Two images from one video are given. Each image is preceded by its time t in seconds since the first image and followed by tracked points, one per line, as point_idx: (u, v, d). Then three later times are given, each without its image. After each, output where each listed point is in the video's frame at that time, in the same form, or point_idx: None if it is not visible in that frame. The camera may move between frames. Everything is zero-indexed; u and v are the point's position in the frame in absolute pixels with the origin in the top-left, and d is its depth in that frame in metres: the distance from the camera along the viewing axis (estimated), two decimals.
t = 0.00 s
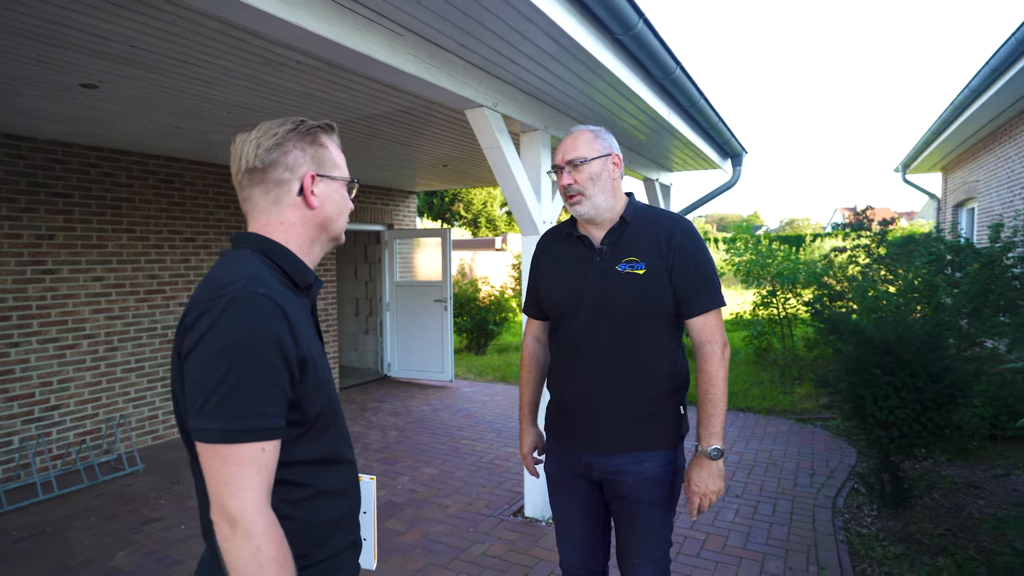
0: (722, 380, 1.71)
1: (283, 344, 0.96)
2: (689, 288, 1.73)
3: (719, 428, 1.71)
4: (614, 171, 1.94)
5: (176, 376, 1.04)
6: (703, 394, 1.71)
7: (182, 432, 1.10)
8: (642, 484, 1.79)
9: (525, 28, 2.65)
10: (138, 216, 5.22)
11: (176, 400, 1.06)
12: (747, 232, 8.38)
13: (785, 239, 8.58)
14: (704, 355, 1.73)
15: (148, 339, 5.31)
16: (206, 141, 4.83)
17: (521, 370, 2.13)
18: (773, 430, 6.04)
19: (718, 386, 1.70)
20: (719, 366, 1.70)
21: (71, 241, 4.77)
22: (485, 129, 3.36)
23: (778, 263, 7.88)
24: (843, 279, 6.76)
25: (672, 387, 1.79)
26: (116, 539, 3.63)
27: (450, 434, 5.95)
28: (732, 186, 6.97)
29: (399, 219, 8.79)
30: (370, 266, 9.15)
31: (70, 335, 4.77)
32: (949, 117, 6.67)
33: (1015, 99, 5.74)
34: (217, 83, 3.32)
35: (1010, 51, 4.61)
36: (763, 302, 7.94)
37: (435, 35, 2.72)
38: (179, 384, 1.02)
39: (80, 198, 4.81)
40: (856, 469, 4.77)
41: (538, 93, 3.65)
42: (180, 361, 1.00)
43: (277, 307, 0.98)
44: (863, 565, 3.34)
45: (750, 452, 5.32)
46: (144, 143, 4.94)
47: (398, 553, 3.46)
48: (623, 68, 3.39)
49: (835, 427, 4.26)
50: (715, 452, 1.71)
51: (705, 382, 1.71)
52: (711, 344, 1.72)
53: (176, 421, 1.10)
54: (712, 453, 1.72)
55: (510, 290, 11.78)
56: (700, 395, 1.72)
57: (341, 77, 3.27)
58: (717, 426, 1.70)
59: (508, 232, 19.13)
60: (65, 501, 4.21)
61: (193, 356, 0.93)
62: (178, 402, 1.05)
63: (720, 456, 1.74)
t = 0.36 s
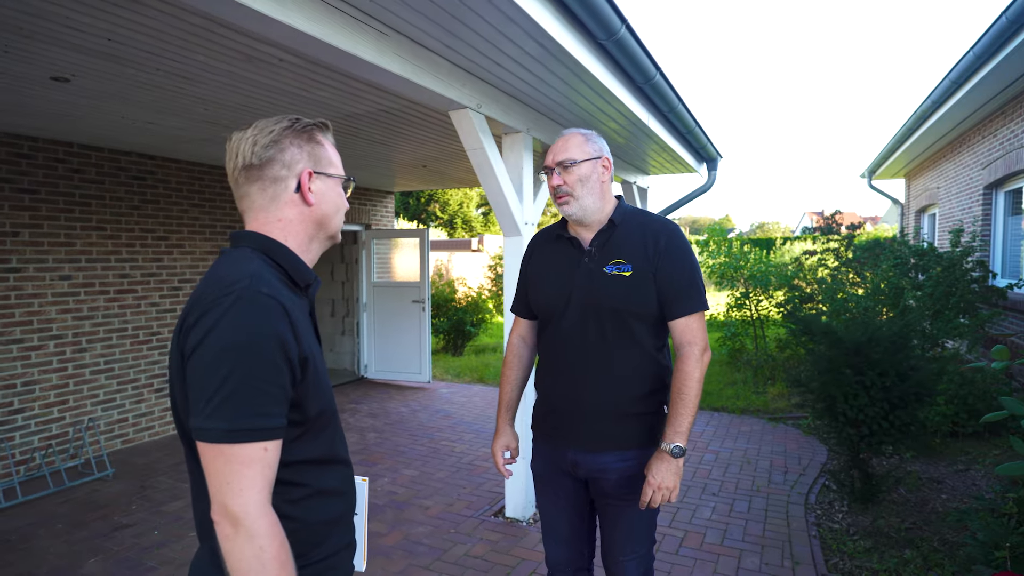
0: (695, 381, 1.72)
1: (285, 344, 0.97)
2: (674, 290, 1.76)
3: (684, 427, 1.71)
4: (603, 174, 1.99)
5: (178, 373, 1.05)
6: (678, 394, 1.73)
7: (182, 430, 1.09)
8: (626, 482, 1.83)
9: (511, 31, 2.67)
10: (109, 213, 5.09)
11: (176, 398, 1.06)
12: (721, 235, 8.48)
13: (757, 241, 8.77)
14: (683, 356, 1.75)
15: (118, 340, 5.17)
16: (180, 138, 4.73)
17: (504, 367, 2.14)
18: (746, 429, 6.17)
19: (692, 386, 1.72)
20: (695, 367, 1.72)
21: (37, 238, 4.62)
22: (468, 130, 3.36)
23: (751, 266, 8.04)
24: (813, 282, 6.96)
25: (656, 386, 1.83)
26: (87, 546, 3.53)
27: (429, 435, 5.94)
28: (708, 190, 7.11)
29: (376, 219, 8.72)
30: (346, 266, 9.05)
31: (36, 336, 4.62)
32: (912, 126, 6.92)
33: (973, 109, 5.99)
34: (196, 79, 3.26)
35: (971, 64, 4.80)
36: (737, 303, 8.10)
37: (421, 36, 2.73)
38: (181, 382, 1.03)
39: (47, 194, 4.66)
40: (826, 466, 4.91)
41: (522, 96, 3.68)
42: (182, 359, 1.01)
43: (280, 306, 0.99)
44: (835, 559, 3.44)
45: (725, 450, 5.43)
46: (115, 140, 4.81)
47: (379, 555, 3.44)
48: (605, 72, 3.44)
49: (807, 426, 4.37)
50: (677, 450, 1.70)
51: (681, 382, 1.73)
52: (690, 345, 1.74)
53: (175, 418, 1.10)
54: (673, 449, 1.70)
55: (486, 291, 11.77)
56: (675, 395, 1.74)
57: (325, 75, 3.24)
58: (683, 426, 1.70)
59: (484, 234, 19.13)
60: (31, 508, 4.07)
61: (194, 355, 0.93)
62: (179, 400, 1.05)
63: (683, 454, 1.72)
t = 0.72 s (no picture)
0: (707, 386, 1.73)
1: (300, 345, 0.97)
2: (677, 292, 1.77)
3: (702, 432, 1.72)
4: (607, 175, 2.00)
5: (192, 375, 1.05)
6: (690, 397, 1.74)
7: (196, 432, 1.10)
8: (628, 485, 1.83)
9: (511, 33, 2.68)
10: (104, 217, 5.06)
11: (191, 399, 1.07)
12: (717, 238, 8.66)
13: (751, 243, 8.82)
14: (690, 359, 1.76)
15: (113, 344, 5.14)
16: (176, 141, 4.71)
17: (512, 371, 2.15)
18: (743, 430, 6.19)
19: (702, 390, 1.72)
20: (704, 370, 1.73)
21: (31, 242, 4.58)
22: (467, 132, 3.37)
23: (746, 268, 8.09)
24: (807, 283, 7.00)
25: (661, 388, 1.84)
26: (84, 552, 3.50)
27: (426, 437, 5.92)
28: (703, 192, 7.14)
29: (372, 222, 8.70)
30: (342, 269, 9.03)
31: (30, 340, 4.58)
32: (903, 129, 6.99)
33: (964, 112, 6.05)
34: (194, 81, 3.25)
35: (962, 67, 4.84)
36: (732, 305, 8.14)
37: (422, 39, 2.74)
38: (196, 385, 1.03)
39: (41, 197, 4.63)
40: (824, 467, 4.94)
41: (520, 98, 3.69)
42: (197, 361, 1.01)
43: (295, 307, 0.99)
44: (834, 559, 3.46)
45: (723, 451, 5.45)
46: (110, 142, 4.78)
47: (380, 559, 3.43)
48: (603, 75, 3.45)
49: (804, 427, 4.40)
50: (697, 456, 1.71)
51: (690, 386, 1.74)
52: (696, 348, 1.75)
53: (189, 421, 1.11)
54: (694, 457, 1.71)
55: (481, 294, 11.77)
56: (687, 399, 1.75)
57: (324, 78, 3.24)
58: (700, 430, 1.72)
59: (479, 236, 19.12)
60: (26, 514, 4.03)
61: (211, 357, 0.94)
62: (194, 402, 1.06)
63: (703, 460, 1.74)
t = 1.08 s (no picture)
0: (708, 387, 1.71)
1: (311, 344, 0.98)
2: (681, 291, 1.75)
3: (700, 434, 1.69)
4: (613, 174, 1.99)
5: (201, 374, 1.05)
6: (689, 398, 1.72)
7: (204, 432, 1.11)
8: (631, 486, 1.82)
9: (514, 33, 2.68)
10: (104, 218, 5.05)
11: (199, 399, 1.07)
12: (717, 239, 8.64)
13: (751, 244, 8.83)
14: (692, 359, 1.73)
15: (114, 345, 5.13)
16: (177, 142, 4.71)
17: (521, 371, 2.15)
18: (745, 430, 6.19)
19: (702, 391, 1.70)
20: (706, 371, 1.70)
21: (32, 243, 4.58)
22: (470, 133, 3.36)
23: (746, 268, 8.09)
24: (808, 284, 7.00)
25: (665, 388, 1.83)
26: (86, 553, 3.49)
27: (428, 438, 5.92)
28: (704, 192, 7.14)
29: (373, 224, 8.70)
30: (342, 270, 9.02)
31: (31, 342, 4.57)
32: (903, 129, 7.00)
33: (964, 112, 6.06)
34: (197, 82, 3.25)
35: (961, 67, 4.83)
36: (733, 305, 8.13)
37: (425, 39, 2.74)
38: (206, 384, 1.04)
39: (42, 198, 4.62)
40: (826, 467, 4.93)
41: (522, 99, 3.69)
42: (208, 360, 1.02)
43: (305, 306, 1.00)
44: (838, 558, 3.46)
45: (726, 452, 5.44)
46: (111, 144, 4.78)
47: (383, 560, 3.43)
48: (605, 76, 3.45)
49: (806, 427, 4.39)
50: (694, 458, 1.69)
51: (692, 387, 1.72)
52: (699, 348, 1.73)
53: (198, 420, 1.11)
54: (690, 457, 1.69)
55: (482, 295, 11.76)
56: (687, 399, 1.73)
57: (326, 78, 3.23)
58: (699, 432, 1.69)
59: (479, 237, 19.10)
60: (28, 515, 4.02)
61: (222, 356, 0.95)
62: (203, 400, 1.06)
63: (700, 462, 1.72)
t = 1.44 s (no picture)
0: (707, 386, 1.69)
1: (319, 342, 0.98)
2: (684, 290, 1.74)
3: (694, 433, 1.68)
4: (618, 173, 1.99)
5: (208, 373, 1.05)
6: (688, 398, 1.70)
7: (210, 429, 1.10)
8: (635, 486, 1.81)
9: (516, 32, 2.67)
10: (104, 219, 5.04)
11: (206, 398, 1.06)
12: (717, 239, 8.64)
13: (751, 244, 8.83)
14: (694, 358, 1.72)
15: (115, 346, 5.12)
16: (177, 142, 4.71)
17: (527, 371, 2.16)
18: (746, 431, 6.18)
19: (702, 391, 1.68)
20: (707, 371, 1.69)
21: (32, 244, 4.57)
22: (471, 132, 3.35)
23: (746, 269, 8.08)
24: (809, 284, 6.99)
25: (669, 388, 1.82)
26: (87, 555, 3.48)
27: (429, 439, 5.91)
28: (705, 192, 7.14)
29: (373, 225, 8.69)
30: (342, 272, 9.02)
31: (31, 343, 4.56)
32: (904, 129, 7.00)
33: (965, 112, 6.06)
34: (197, 82, 3.24)
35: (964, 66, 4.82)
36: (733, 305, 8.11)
37: (427, 38, 2.73)
38: (213, 381, 1.03)
39: (42, 199, 4.61)
40: (828, 467, 4.92)
41: (524, 98, 3.69)
42: (215, 358, 1.01)
43: (313, 304, 1.00)
44: (842, 559, 3.45)
45: (727, 452, 5.43)
46: (111, 145, 4.76)
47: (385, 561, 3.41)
48: (607, 75, 3.44)
49: (808, 427, 4.39)
50: (688, 456, 1.68)
51: (691, 386, 1.70)
52: (701, 348, 1.71)
53: (204, 418, 1.10)
54: (681, 455, 1.68)
55: (482, 296, 11.76)
56: (685, 399, 1.71)
57: (327, 77, 3.22)
58: (694, 430, 1.68)
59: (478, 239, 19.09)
60: (29, 517, 4.01)
61: (231, 354, 0.94)
62: (210, 397, 1.05)
63: (694, 461, 1.70)
